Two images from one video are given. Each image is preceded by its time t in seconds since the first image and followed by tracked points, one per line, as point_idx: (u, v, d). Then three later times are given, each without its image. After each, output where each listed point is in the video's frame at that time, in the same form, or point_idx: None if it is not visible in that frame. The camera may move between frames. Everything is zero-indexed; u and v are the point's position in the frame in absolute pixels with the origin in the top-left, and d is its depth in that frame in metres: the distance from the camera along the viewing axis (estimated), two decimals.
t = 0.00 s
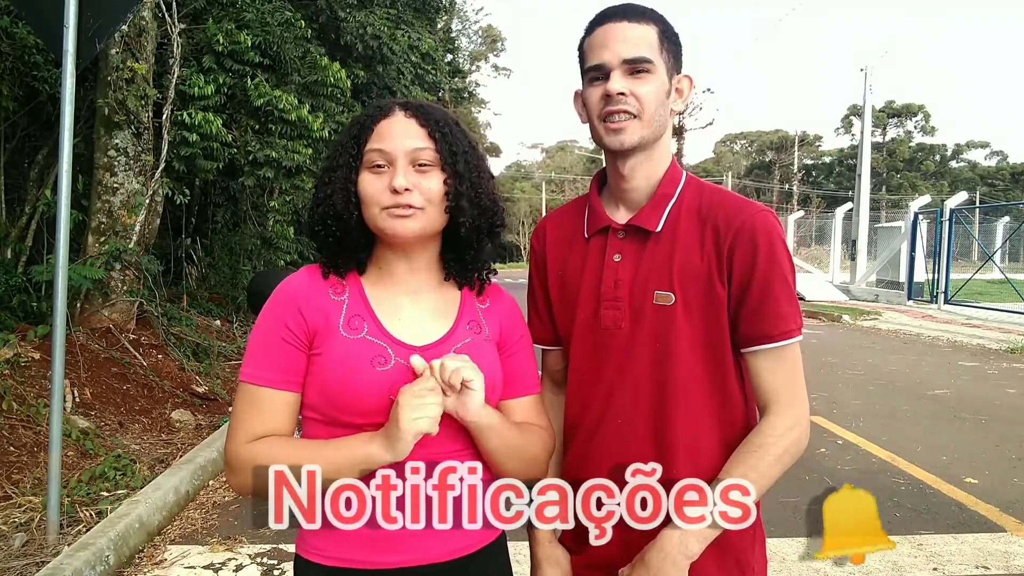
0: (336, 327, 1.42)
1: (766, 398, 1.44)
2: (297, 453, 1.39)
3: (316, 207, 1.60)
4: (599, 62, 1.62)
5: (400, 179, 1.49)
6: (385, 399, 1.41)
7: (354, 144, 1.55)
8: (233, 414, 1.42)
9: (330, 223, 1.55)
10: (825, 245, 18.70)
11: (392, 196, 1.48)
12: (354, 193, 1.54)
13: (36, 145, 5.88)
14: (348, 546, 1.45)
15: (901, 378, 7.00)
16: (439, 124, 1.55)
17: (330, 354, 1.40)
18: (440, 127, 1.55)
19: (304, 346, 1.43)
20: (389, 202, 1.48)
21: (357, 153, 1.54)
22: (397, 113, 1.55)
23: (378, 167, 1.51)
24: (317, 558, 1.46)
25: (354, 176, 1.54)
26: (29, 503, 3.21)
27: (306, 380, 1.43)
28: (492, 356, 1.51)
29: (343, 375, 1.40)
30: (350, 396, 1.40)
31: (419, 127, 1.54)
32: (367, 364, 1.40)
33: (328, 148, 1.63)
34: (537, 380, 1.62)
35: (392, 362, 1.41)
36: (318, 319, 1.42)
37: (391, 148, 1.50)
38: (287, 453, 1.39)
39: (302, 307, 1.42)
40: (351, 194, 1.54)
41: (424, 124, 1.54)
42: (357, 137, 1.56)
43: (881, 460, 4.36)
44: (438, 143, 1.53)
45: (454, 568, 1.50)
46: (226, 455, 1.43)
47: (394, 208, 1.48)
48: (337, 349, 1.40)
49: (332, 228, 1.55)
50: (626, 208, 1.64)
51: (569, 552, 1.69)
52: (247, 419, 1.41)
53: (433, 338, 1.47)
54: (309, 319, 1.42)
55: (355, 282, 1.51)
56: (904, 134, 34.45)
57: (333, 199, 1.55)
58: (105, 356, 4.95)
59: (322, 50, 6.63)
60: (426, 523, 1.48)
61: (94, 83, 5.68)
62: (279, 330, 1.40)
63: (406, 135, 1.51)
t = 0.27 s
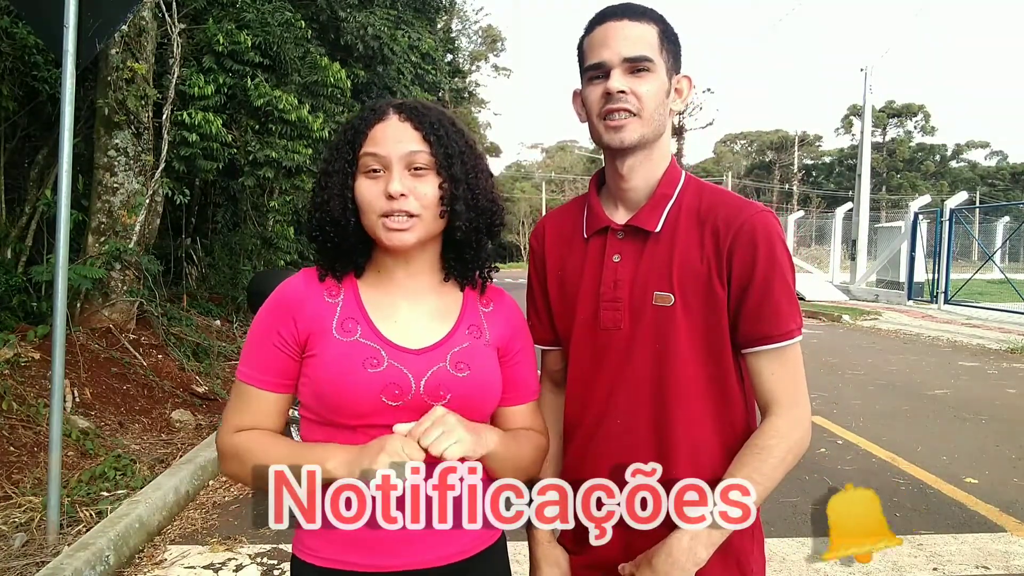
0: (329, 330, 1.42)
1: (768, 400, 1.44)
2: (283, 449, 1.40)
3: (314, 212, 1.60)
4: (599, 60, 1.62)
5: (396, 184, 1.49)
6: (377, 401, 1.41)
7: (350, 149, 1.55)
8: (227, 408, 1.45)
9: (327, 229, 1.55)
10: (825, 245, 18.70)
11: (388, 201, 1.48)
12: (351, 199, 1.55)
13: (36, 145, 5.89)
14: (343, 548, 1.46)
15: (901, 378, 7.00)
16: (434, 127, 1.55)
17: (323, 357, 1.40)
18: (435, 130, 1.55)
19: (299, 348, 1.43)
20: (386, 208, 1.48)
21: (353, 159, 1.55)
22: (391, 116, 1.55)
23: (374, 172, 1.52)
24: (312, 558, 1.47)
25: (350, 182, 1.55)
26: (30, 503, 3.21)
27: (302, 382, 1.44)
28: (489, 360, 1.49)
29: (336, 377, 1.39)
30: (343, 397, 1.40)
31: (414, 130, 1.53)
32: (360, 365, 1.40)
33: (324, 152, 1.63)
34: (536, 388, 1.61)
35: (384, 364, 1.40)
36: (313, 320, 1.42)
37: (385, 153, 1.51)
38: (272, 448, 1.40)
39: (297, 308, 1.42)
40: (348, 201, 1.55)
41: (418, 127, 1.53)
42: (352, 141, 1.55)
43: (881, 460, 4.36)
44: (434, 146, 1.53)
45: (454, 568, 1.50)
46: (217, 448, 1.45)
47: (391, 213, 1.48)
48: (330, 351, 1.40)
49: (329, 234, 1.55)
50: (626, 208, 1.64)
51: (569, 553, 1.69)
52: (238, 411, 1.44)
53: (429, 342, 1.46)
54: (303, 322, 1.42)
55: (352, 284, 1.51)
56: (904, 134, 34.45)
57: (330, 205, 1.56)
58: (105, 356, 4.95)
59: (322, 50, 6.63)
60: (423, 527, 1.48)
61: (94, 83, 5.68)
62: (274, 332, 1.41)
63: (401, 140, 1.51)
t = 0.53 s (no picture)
0: (328, 330, 1.42)
1: (770, 398, 1.44)
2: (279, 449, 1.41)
3: (314, 212, 1.60)
4: (597, 61, 1.62)
5: (396, 185, 1.49)
6: (376, 402, 1.41)
7: (350, 150, 1.55)
8: (227, 409, 1.46)
9: (326, 229, 1.55)
10: (825, 245, 18.70)
11: (388, 202, 1.48)
12: (350, 199, 1.55)
13: (36, 145, 5.88)
14: (341, 548, 1.46)
15: (901, 378, 7.00)
16: (434, 127, 1.55)
17: (322, 358, 1.40)
18: (435, 130, 1.55)
19: (297, 349, 1.43)
20: (385, 209, 1.48)
21: (353, 159, 1.55)
22: (391, 115, 1.54)
23: (374, 172, 1.52)
24: (310, 558, 1.47)
25: (350, 183, 1.55)
26: (30, 503, 3.21)
27: (301, 381, 1.44)
28: (487, 361, 1.49)
29: (334, 377, 1.39)
30: (342, 398, 1.40)
31: (414, 130, 1.53)
32: (359, 366, 1.40)
33: (325, 152, 1.63)
34: (536, 389, 1.61)
35: (383, 365, 1.40)
36: (312, 320, 1.42)
37: (385, 153, 1.50)
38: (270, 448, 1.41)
39: (296, 309, 1.42)
40: (348, 202, 1.54)
41: (418, 127, 1.53)
42: (352, 141, 1.55)
43: (881, 460, 4.36)
44: (434, 147, 1.53)
45: (454, 568, 1.50)
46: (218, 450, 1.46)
47: (390, 214, 1.48)
48: (329, 351, 1.40)
49: (328, 234, 1.55)
50: (626, 207, 1.65)
51: (568, 552, 1.69)
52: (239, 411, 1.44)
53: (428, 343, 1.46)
54: (302, 323, 1.42)
55: (351, 284, 1.51)
56: (904, 134, 34.46)
57: (330, 205, 1.56)
58: (105, 356, 4.95)
59: (322, 50, 6.62)
60: (422, 527, 1.48)
61: (94, 83, 5.68)
62: (272, 332, 1.41)
63: (401, 140, 1.51)
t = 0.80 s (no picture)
0: (331, 331, 1.42)
1: (773, 397, 1.44)
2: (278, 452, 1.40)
3: (314, 212, 1.59)
4: (594, 62, 1.62)
5: (398, 184, 1.49)
6: (379, 403, 1.41)
7: (351, 149, 1.55)
8: (227, 408, 1.45)
9: (328, 228, 1.55)
10: (825, 245, 18.70)
11: (390, 202, 1.48)
12: (352, 199, 1.54)
13: (36, 145, 5.88)
14: (341, 549, 1.46)
15: (901, 378, 7.00)
16: (435, 126, 1.55)
17: (325, 358, 1.40)
18: (437, 129, 1.55)
19: (299, 350, 1.43)
20: (388, 209, 1.48)
21: (355, 159, 1.54)
22: (393, 115, 1.54)
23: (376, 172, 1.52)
24: (310, 560, 1.47)
25: (351, 182, 1.54)
26: (30, 503, 3.21)
27: (303, 382, 1.43)
28: (489, 362, 1.50)
29: (337, 378, 1.39)
30: (345, 398, 1.40)
31: (415, 130, 1.53)
32: (361, 366, 1.40)
33: (325, 152, 1.62)
34: (536, 390, 1.62)
35: (386, 366, 1.40)
36: (313, 321, 1.42)
37: (387, 153, 1.50)
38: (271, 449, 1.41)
39: (297, 310, 1.42)
40: (350, 201, 1.54)
41: (420, 127, 1.53)
42: (353, 141, 1.55)
43: (881, 460, 4.36)
44: (436, 146, 1.53)
45: (454, 569, 1.50)
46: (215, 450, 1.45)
47: (393, 213, 1.48)
48: (332, 351, 1.40)
49: (330, 233, 1.54)
50: (626, 206, 1.64)
51: (568, 550, 1.69)
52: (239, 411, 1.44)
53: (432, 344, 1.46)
54: (304, 323, 1.42)
55: (352, 284, 1.51)
56: (904, 134, 34.46)
57: (331, 204, 1.55)
58: (105, 356, 4.95)
59: (322, 50, 6.62)
60: (421, 528, 1.48)
61: (94, 83, 5.68)
62: (273, 333, 1.41)
63: (403, 140, 1.51)
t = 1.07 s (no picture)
0: (333, 330, 1.41)
1: (772, 398, 1.44)
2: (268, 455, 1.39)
3: (313, 212, 1.59)
4: (589, 66, 1.62)
5: (399, 183, 1.49)
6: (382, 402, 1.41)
7: (351, 149, 1.55)
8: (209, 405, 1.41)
9: (329, 228, 1.55)
10: (825, 245, 18.71)
11: (390, 201, 1.48)
12: (353, 198, 1.54)
13: (36, 145, 5.89)
14: (342, 549, 1.46)
15: (901, 378, 7.00)
16: (435, 125, 1.55)
17: (328, 357, 1.40)
18: (436, 129, 1.55)
19: (301, 350, 1.42)
20: (388, 207, 1.48)
21: (354, 158, 1.54)
22: (392, 114, 1.54)
23: (376, 171, 1.51)
24: (311, 560, 1.47)
25: (351, 181, 1.54)
26: (29, 503, 3.21)
27: (305, 381, 1.43)
28: (490, 360, 1.50)
29: (340, 378, 1.39)
30: (347, 397, 1.40)
31: (415, 129, 1.53)
32: (364, 365, 1.40)
33: (323, 151, 1.62)
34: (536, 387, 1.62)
35: (389, 364, 1.41)
36: (314, 321, 1.42)
37: (387, 152, 1.50)
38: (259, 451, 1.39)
39: (300, 310, 1.42)
40: (350, 200, 1.54)
41: (420, 125, 1.53)
42: (352, 140, 1.55)
43: (881, 460, 4.36)
44: (435, 145, 1.53)
45: (454, 569, 1.50)
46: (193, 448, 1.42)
47: (393, 212, 1.48)
48: (334, 350, 1.40)
49: (331, 233, 1.54)
50: (627, 206, 1.65)
51: (569, 549, 1.69)
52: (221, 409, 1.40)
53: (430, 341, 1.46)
54: (306, 322, 1.41)
55: (353, 284, 1.51)
56: (904, 134, 34.46)
57: (331, 204, 1.55)
58: (105, 356, 4.95)
59: (322, 50, 6.62)
60: (421, 527, 1.48)
61: (94, 83, 5.68)
62: (274, 333, 1.40)
63: (402, 139, 1.51)
